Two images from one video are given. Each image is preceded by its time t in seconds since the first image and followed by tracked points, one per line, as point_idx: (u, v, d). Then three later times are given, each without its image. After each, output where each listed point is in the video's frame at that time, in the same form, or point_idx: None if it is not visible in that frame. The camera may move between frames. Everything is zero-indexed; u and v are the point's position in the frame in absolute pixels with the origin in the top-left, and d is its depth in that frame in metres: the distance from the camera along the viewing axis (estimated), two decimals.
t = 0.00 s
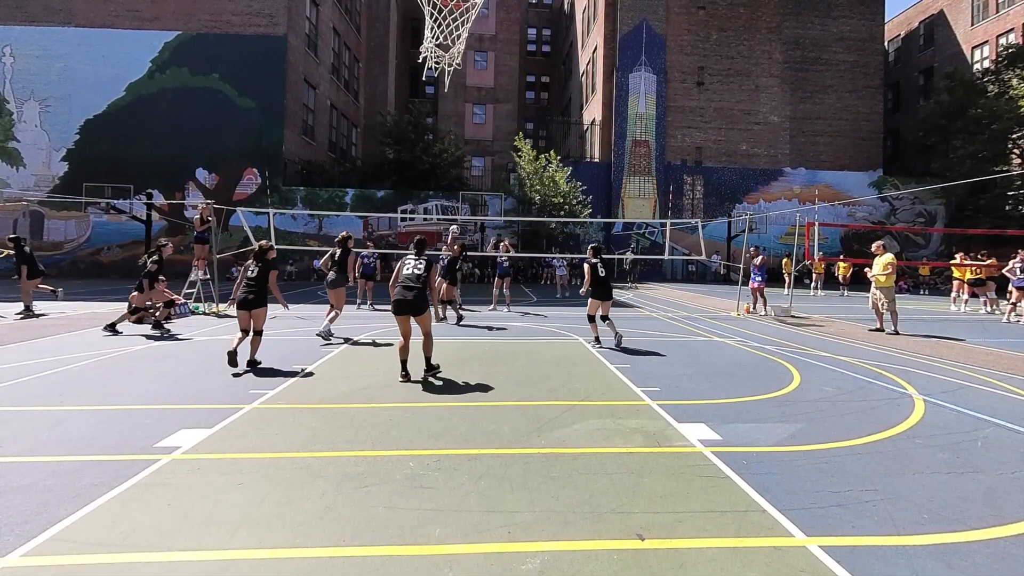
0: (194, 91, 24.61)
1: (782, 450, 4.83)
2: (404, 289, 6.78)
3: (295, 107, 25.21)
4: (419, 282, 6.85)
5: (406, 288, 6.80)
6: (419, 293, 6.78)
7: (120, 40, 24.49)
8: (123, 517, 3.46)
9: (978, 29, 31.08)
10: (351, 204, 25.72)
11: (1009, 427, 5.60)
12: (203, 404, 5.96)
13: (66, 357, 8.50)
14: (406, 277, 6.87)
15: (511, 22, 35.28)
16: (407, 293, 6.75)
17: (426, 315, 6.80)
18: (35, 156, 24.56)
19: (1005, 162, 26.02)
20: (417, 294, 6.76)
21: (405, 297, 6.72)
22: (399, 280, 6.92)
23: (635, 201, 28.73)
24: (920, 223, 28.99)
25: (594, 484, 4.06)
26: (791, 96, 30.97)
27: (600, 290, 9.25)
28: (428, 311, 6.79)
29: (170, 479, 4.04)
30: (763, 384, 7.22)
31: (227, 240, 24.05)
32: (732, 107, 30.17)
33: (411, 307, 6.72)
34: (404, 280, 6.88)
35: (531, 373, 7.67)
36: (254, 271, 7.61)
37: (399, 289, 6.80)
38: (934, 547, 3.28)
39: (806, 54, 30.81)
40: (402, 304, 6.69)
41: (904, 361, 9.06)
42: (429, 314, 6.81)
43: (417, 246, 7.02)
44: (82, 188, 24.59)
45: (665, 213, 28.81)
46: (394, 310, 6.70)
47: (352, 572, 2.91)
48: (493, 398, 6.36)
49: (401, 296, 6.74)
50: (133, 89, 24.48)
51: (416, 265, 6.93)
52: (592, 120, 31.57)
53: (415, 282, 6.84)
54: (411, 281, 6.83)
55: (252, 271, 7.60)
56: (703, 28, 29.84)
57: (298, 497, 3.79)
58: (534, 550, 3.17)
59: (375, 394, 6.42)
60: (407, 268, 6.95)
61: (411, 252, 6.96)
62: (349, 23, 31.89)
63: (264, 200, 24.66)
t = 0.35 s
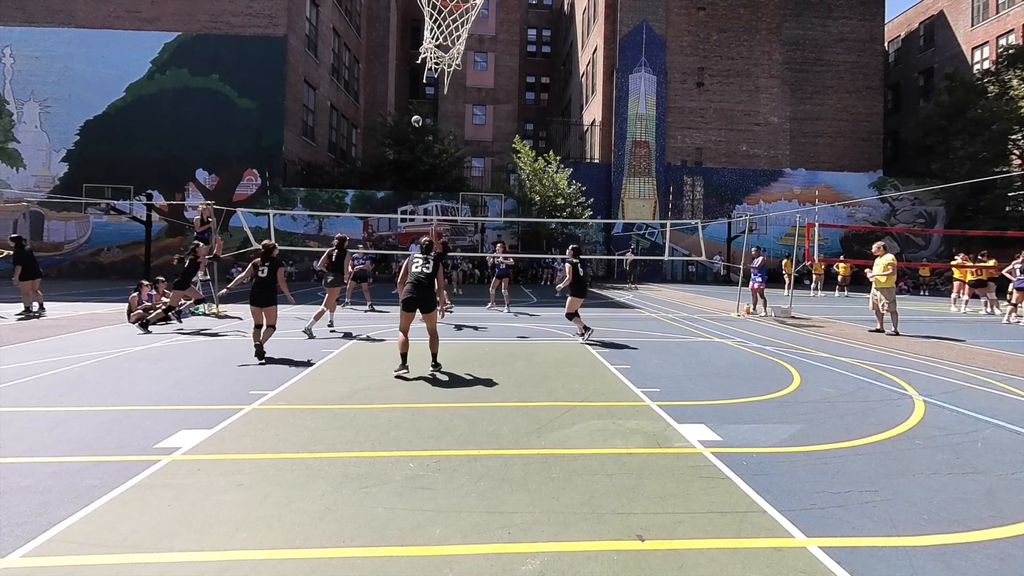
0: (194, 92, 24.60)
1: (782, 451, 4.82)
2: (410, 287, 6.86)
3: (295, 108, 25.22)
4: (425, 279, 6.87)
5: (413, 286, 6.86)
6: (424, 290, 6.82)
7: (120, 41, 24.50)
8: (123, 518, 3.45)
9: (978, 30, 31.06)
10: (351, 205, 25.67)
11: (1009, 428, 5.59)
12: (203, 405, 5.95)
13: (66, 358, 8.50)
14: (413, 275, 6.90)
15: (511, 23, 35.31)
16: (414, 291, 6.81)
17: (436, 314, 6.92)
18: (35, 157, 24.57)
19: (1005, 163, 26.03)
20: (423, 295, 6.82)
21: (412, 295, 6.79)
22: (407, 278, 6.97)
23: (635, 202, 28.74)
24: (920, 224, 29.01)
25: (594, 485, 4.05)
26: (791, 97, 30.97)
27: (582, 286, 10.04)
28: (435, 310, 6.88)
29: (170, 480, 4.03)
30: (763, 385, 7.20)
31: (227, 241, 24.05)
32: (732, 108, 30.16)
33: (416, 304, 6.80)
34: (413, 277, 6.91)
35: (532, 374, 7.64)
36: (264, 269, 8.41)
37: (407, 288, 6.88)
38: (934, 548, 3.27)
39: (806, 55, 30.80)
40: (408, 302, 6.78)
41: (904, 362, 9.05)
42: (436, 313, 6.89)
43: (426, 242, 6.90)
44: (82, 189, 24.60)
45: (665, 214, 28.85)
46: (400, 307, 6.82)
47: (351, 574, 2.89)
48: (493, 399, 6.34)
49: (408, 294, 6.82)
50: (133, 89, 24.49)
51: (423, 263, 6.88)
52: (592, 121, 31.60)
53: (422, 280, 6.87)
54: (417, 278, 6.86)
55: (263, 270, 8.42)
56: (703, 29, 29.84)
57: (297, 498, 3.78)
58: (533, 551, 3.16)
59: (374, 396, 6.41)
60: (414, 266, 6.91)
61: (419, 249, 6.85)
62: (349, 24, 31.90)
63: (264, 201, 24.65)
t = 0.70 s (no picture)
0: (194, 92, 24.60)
1: (782, 451, 4.82)
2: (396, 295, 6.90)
3: (295, 108, 25.22)
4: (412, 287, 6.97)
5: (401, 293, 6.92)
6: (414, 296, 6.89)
7: (120, 42, 24.50)
8: (123, 519, 3.44)
9: (978, 31, 31.06)
10: (351, 206, 25.57)
11: (1009, 429, 5.59)
12: (203, 406, 5.94)
13: (66, 359, 8.49)
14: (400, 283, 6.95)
15: (511, 23, 35.35)
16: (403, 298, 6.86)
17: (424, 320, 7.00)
18: (35, 157, 24.58)
19: (1005, 164, 26.05)
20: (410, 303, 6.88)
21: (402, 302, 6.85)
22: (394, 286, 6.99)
23: (635, 203, 28.74)
24: (920, 224, 29.03)
25: (594, 486, 4.04)
26: (792, 97, 30.98)
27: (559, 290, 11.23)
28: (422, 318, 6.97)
29: (170, 481, 4.02)
30: (763, 385, 7.20)
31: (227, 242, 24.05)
32: (732, 109, 30.19)
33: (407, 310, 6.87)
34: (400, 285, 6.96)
35: (532, 374, 7.65)
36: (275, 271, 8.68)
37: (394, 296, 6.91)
38: (934, 549, 3.25)
39: (806, 56, 30.79)
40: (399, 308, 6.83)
41: (904, 363, 9.04)
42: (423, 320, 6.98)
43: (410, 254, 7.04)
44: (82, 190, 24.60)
45: (665, 214, 28.83)
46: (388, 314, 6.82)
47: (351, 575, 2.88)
48: (493, 399, 6.35)
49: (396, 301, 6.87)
50: (133, 90, 24.50)
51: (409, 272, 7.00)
52: (592, 121, 31.64)
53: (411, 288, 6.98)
54: (405, 286, 6.94)
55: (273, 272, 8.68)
56: (703, 30, 29.86)
57: (297, 499, 3.77)
58: (533, 552, 3.15)
59: (374, 396, 6.41)
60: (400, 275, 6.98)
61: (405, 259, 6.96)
62: (349, 25, 31.92)
63: (264, 202, 24.65)
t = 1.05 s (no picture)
0: (194, 93, 24.59)
1: (783, 452, 4.81)
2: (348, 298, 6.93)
3: (295, 109, 25.23)
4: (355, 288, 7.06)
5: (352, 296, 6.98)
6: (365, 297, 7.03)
7: (120, 43, 24.50)
8: (122, 520, 3.43)
9: (978, 32, 31.08)
10: (351, 207, 25.57)
11: (1009, 429, 5.59)
12: (203, 407, 5.93)
13: (66, 360, 8.50)
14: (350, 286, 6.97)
15: (511, 24, 35.39)
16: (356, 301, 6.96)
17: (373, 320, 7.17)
18: (35, 158, 24.58)
19: (1005, 165, 26.09)
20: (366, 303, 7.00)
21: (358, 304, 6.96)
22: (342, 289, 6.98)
23: (635, 204, 28.79)
24: (920, 225, 29.05)
25: (594, 487, 4.03)
26: (791, 98, 31.01)
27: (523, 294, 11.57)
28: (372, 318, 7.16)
29: (170, 482, 4.01)
30: (763, 386, 7.20)
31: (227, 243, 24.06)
32: (732, 109, 30.21)
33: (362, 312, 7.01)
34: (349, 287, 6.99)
35: (531, 375, 7.65)
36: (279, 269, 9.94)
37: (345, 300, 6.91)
38: (935, 550, 3.25)
39: (806, 57, 30.77)
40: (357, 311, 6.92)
41: (904, 364, 9.04)
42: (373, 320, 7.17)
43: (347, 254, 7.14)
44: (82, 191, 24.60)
45: (665, 215, 28.85)
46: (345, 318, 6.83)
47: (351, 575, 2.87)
48: (494, 399, 6.36)
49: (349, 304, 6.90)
50: (133, 91, 24.50)
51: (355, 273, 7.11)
52: (592, 122, 31.68)
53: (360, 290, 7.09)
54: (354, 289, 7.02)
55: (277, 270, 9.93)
56: (703, 30, 29.88)
57: (297, 500, 3.76)
58: (533, 552, 3.14)
59: (375, 396, 6.42)
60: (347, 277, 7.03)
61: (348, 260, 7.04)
62: (349, 25, 31.94)
63: (264, 203, 24.65)
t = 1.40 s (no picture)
0: (194, 94, 24.59)
1: (784, 453, 4.80)
2: (298, 304, 6.71)
3: (295, 110, 25.23)
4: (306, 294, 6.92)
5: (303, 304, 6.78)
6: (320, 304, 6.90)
7: (120, 44, 24.50)
8: (123, 520, 3.42)
9: (978, 32, 31.09)
10: (351, 207, 25.64)
11: (1009, 430, 5.58)
12: (202, 407, 5.92)
13: (65, 361, 8.48)
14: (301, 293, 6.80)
15: (511, 25, 35.39)
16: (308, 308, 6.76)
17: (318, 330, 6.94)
18: (35, 159, 24.59)
19: (1005, 165, 26.06)
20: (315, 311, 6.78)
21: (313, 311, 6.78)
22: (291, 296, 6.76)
23: (635, 205, 28.81)
24: (919, 226, 29.06)
25: (594, 488, 4.02)
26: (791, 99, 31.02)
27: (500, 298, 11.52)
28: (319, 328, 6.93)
29: (170, 483, 4.00)
30: (763, 387, 7.19)
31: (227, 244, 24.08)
32: (732, 110, 30.26)
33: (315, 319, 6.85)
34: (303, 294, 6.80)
35: (531, 376, 7.65)
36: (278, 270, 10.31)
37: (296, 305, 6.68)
38: (934, 551, 3.24)
39: (806, 58, 30.77)
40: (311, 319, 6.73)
41: (903, 365, 9.03)
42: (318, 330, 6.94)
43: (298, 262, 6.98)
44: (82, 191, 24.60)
45: (665, 216, 28.88)
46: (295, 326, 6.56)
47: None
48: (494, 400, 6.36)
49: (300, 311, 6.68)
50: (133, 92, 24.50)
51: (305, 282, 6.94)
52: (592, 123, 31.70)
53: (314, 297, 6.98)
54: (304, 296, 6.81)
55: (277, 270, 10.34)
56: (703, 31, 29.90)
57: (297, 500, 3.75)
58: (533, 553, 3.13)
59: (375, 397, 6.41)
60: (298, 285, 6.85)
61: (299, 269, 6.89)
62: (349, 26, 31.96)
63: (264, 203, 24.65)
